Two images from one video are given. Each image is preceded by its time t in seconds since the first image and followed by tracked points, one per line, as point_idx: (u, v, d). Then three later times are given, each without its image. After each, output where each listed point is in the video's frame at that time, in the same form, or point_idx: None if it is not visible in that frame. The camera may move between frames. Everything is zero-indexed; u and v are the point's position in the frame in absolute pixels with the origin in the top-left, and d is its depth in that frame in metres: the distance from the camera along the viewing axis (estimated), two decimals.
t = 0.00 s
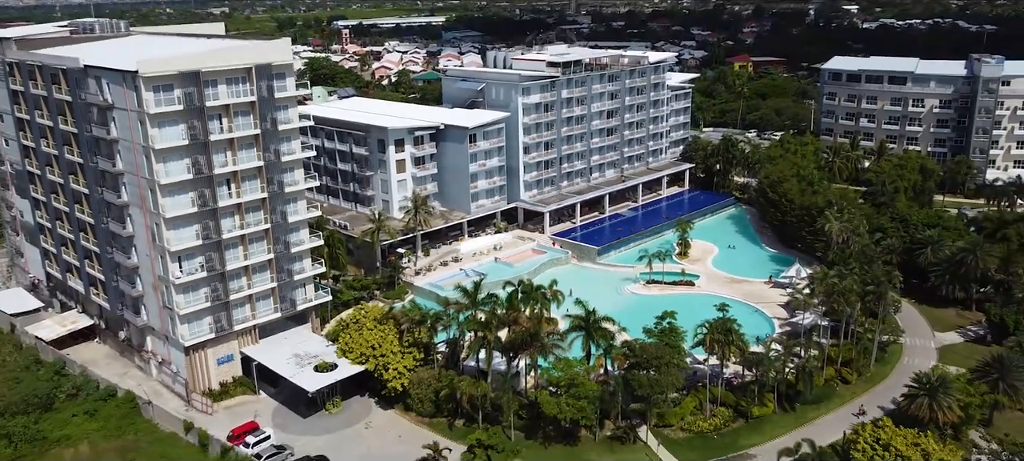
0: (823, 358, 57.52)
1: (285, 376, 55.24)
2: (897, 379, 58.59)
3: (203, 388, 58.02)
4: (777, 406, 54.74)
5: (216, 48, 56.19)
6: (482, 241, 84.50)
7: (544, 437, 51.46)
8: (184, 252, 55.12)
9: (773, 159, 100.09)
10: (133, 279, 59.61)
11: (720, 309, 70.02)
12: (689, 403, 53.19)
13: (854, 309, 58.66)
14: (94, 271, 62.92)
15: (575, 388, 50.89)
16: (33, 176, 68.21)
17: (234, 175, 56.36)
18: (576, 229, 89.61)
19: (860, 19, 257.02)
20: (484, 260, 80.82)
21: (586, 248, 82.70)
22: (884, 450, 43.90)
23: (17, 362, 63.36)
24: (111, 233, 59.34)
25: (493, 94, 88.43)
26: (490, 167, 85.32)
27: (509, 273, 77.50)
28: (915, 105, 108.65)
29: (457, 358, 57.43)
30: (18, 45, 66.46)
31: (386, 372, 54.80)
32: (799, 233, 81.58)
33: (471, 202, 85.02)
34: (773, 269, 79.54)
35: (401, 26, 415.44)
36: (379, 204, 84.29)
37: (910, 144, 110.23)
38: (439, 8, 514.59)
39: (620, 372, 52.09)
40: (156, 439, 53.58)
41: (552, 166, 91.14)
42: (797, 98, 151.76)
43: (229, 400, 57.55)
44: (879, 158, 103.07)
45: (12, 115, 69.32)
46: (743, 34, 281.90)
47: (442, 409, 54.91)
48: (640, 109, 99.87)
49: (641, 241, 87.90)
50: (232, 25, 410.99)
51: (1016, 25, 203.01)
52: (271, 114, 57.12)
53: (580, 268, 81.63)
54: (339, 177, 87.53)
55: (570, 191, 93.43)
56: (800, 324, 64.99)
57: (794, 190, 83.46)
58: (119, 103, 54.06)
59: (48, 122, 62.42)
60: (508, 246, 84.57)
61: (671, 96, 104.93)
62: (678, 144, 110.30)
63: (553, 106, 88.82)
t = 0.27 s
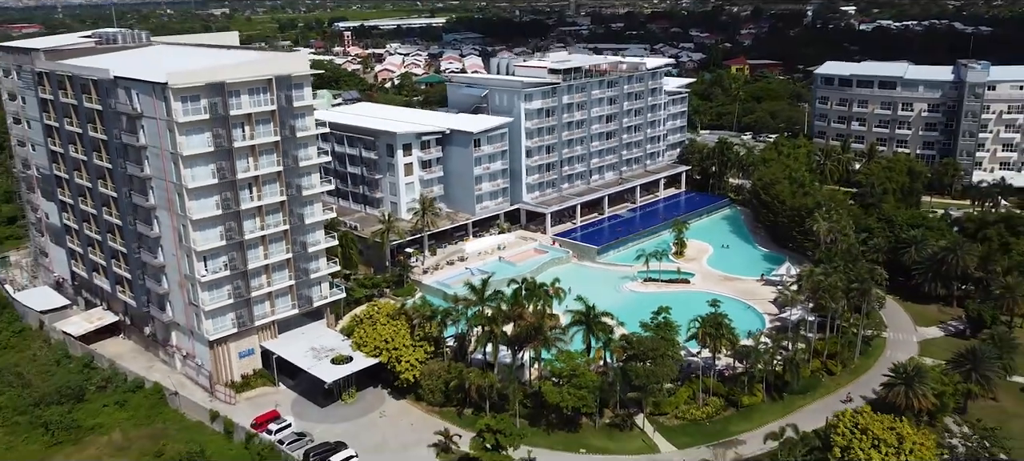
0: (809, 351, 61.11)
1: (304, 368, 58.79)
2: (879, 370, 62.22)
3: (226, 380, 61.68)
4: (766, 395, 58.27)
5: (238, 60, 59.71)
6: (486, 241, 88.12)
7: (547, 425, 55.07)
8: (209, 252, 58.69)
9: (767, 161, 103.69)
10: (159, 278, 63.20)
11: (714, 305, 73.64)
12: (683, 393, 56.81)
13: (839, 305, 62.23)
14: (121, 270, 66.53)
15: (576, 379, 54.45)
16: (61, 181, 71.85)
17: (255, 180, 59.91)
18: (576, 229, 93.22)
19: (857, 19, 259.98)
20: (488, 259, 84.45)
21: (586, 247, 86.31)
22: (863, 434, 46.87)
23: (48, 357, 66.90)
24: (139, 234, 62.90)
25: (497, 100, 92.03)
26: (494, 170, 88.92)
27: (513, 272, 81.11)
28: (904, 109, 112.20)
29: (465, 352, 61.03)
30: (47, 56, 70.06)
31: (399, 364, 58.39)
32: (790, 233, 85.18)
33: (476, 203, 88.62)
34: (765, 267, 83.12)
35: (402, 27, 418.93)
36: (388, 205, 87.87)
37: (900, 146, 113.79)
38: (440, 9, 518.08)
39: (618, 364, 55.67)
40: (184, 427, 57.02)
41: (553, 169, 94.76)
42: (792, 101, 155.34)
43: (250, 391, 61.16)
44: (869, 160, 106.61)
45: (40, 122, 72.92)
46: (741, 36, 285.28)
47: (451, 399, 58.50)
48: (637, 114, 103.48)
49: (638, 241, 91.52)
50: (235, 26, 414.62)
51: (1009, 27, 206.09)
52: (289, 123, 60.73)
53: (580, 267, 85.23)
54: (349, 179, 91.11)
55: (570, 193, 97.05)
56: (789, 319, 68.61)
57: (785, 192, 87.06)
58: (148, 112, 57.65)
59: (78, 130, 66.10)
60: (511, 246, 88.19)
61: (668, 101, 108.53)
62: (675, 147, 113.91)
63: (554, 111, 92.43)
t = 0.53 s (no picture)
0: (797, 345, 64.52)
1: (320, 361, 62.06)
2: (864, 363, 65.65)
3: (245, 373, 65.09)
4: (757, 386, 61.63)
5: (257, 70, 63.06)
6: (489, 241, 91.54)
7: (550, 414, 58.48)
8: (230, 252, 62.02)
9: (761, 164, 107.05)
10: (181, 276, 66.56)
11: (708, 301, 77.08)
12: (677, 384, 60.22)
13: (826, 301, 65.60)
14: (143, 269, 69.91)
15: (576, 371, 57.86)
16: (85, 184, 75.18)
17: (273, 183, 63.27)
18: (576, 229, 96.57)
19: (854, 20, 262.93)
20: (492, 258, 87.88)
21: (586, 247, 89.64)
22: (844, 420, 50.16)
23: (74, 352, 70.24)
24: (161, 234, 66.28)
25: (500, 104, 95.40)
26: (498, 172, 92.30)
27: (516, 270, 84.51)
28: (895, 112, 115.57)
29: (472, 346, 64.45)
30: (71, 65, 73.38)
31: (409, 357, 61.77)
32: (782, 233, 88.57)
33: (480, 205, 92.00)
34: (758, 266, 86.46)
35: (403, 29, 422.15)
36: (395, 206, 91.23)
37: (890, 148, 117.15)
38: (440, 10, 521.29)
39: (617, 356, 59.04)
40: (206, 417, 60.36)
41: (554, 171, 98.15)
42: (788, 103, 158.67)
43: (268, 383, 64.57)
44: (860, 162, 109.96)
45: (64, 128, 76.27)
46: (739, 38, 288.56)
47: (458, 390, 61.92)
48: (635, 118, 106.86)
49: (636, 241, 94.85)
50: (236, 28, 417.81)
51: (1003, 28, 209.28)
52: (305, 129, 64.10)
53: (581, 265, 88.60)
54: (357, 182, 94.48)
55: (570, 194, 100.43)
56: (779, 315, 72.02)
57: (778, 193, 90.44)
58: (172, 120, 61.01)
59: (102, 135, 69.48)
60: (513, 246, 91.62)
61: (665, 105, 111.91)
62: (672, 150, 117.31)
63: (555, 116, 95.80)
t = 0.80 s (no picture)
0: (786, 339, 68.12)
1: (334, 354, 65.51)
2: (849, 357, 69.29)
3: (263, 366, 68.69)
4: (747, 378, 65.26)
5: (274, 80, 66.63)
6: (492, 241, 95.19)
7: (552, 404, 62.10)
8: (249, 252, 65.57)
9: (755, 166, 110.66)
10: (201, 275, 70.09)
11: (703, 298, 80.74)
12: (672, 376, 63.87)
13: (813, 298, 69.19)
14: (164, 268, 73.45)
15: (577, 363, 61.46)
16: (107, 187, 78.63)
17: (289, 187, 66.83)
18: (575, 230, 100.14)
19: (851, 21, 266.17)
20: (495, 258, 91.50)
21: (586, 247, 93.19)
22: (827, 408, 53.63)
23: (98, 347, 73.75)
24: (183, 235, 69.81)
25: (502, 109, 98.96)
26: (500, 175, 95.86)
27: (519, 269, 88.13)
28: (885, 116, 119.16)
29: (478, 340, 68.04)
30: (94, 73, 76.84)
31: (419, 351, 65.36)
32: (773, 233, 92.18)
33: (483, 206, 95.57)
34: (750, 265, 90.03)
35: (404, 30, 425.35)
36: (402, 208, 94.80)
37: (881, 151, 120.73)
38: (440, 11, 524.47)
39: (615, 350, 62.63)
40: (227, 407, 63.91)
41: (555, 173, 101.74)
42: (783, 105, 162.17)
43: (284, 376, 68.17)
44: (851, 164, 113.57)
45: (86, 133, 79.74)
46: (737, 40, 292.05)
47: (465, 382, 65.50)
48: (633, 122, 110.44)
49: (634, 241, 98.40)
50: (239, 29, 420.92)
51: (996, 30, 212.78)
52: (319, 135, 67.61)
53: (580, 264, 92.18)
54: (365, 184, 98.01)
55: (570, 196, 104.03)
56: (769, 312, 75.63)
57: (770, 195, 94.01)
58: (194, 126, 64.53)
59: (125, 141, 73.01)
60: (516, 245, 95.24)
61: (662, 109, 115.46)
62: (669, 152, 120.88)
63: (556, 120, 99.36)
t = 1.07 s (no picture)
0: (775, 334, 71.79)
1: (347, 348, 69.07)
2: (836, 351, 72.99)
3: (278, 360, 72.29)
4: (738, 371, 68.91)
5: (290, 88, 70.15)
6: (495, 241, 98.80)
7: (553, 395, 65.74)
8: (266, 251, 69.14)
9: (749, 168, 114.32)
10: (219, 273, 73.59)
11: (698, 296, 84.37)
12: (667, 369, 67.55)
13: (802, 295, 72.84)
14: (183, 267, 76.98)
15: (577, 357, 65.13)
16: (128, 190, 82.19)
17: (304, 190, 70.43)
18: (575, 230, 103.73)
19: (847, 23, 269.81)
20: (498, 257, 95.10)
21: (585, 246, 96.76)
22: (812, 397, 57.23)
23: (120, 342, 77.26)
24: (203, 236, 73.34)
25: (505, 114, 102.56)
26: (503, 177, 99.46)
27: (522, 268, 91.74)
28: (875, 119, 122.86)
29: (483, 335, 71.65)
30: (116, 80, 80.35)
31: (427, 345, 68.96)
32: (766, 233, 95.84)
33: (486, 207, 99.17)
34: (744, 264, 93.66)
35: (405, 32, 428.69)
36: (408, 209, 98.36)
37: (872, 153, 124.43)
38: (440, 12, 527.88)
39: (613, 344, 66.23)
40: (246, 398, 67.49)
41: (555, 176, 105.36)
42: (778, 108, 165.84)
43: (299, 369, 71.78)
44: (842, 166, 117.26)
45: (107, 138, 83.24)
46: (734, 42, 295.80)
47: (472, 375, 69.10)
48: (631, 125, 114.06)
49: (632, 241, 101.99)
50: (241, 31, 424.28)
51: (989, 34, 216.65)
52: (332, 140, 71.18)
53: (580, 264, 95.76)
54: (373, 186, 101.54)
55: (571, 197, 107.65)
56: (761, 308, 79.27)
57: (762, 197, 97.66)
58: (215, 133, 68.08)
59: (146, 146, 76.56)
60: (518, 245, 98.85)
61: (659, 113, 119.09)
62: (666, 155, 124.51)
63: (556, 124, 102.96)
